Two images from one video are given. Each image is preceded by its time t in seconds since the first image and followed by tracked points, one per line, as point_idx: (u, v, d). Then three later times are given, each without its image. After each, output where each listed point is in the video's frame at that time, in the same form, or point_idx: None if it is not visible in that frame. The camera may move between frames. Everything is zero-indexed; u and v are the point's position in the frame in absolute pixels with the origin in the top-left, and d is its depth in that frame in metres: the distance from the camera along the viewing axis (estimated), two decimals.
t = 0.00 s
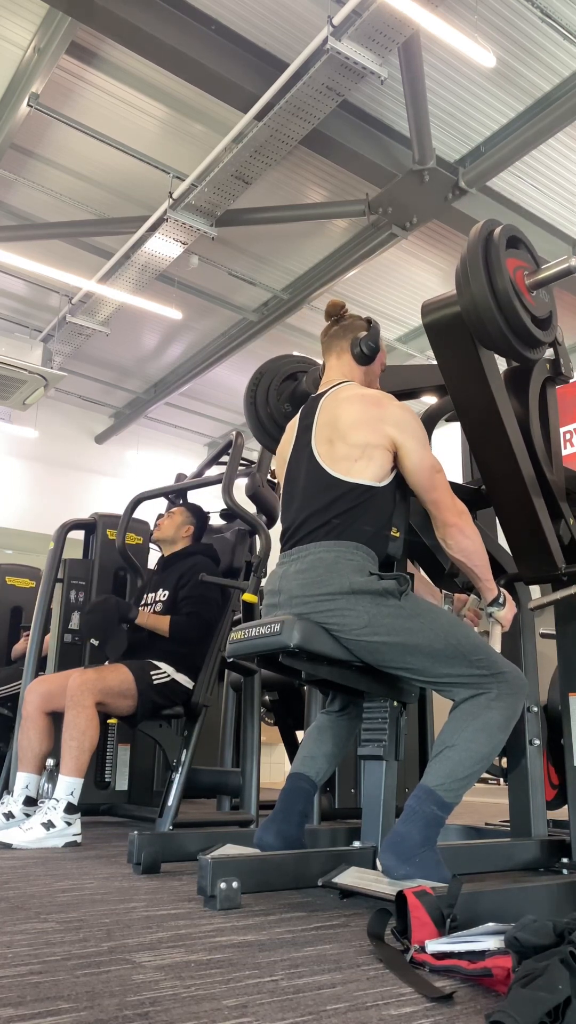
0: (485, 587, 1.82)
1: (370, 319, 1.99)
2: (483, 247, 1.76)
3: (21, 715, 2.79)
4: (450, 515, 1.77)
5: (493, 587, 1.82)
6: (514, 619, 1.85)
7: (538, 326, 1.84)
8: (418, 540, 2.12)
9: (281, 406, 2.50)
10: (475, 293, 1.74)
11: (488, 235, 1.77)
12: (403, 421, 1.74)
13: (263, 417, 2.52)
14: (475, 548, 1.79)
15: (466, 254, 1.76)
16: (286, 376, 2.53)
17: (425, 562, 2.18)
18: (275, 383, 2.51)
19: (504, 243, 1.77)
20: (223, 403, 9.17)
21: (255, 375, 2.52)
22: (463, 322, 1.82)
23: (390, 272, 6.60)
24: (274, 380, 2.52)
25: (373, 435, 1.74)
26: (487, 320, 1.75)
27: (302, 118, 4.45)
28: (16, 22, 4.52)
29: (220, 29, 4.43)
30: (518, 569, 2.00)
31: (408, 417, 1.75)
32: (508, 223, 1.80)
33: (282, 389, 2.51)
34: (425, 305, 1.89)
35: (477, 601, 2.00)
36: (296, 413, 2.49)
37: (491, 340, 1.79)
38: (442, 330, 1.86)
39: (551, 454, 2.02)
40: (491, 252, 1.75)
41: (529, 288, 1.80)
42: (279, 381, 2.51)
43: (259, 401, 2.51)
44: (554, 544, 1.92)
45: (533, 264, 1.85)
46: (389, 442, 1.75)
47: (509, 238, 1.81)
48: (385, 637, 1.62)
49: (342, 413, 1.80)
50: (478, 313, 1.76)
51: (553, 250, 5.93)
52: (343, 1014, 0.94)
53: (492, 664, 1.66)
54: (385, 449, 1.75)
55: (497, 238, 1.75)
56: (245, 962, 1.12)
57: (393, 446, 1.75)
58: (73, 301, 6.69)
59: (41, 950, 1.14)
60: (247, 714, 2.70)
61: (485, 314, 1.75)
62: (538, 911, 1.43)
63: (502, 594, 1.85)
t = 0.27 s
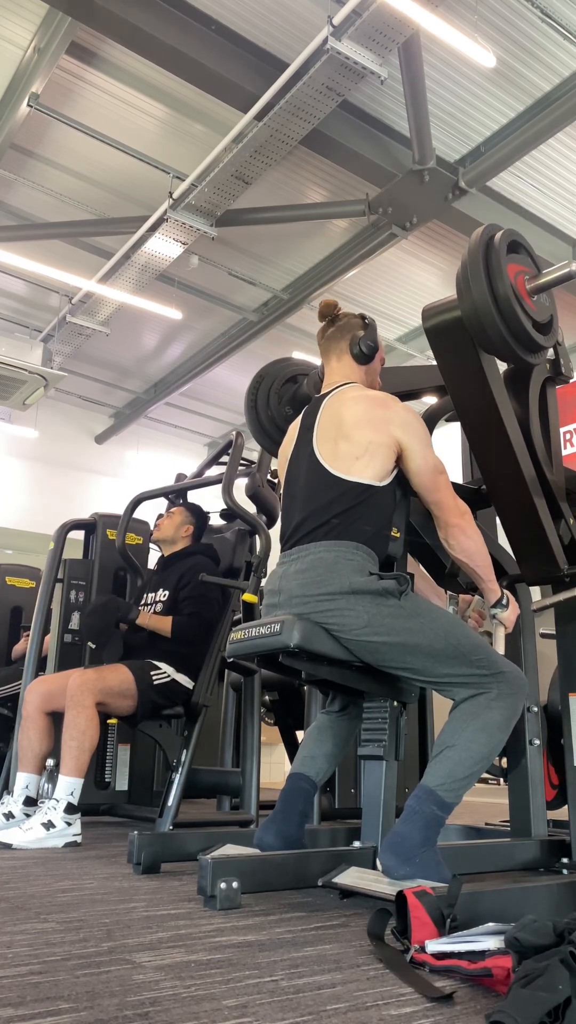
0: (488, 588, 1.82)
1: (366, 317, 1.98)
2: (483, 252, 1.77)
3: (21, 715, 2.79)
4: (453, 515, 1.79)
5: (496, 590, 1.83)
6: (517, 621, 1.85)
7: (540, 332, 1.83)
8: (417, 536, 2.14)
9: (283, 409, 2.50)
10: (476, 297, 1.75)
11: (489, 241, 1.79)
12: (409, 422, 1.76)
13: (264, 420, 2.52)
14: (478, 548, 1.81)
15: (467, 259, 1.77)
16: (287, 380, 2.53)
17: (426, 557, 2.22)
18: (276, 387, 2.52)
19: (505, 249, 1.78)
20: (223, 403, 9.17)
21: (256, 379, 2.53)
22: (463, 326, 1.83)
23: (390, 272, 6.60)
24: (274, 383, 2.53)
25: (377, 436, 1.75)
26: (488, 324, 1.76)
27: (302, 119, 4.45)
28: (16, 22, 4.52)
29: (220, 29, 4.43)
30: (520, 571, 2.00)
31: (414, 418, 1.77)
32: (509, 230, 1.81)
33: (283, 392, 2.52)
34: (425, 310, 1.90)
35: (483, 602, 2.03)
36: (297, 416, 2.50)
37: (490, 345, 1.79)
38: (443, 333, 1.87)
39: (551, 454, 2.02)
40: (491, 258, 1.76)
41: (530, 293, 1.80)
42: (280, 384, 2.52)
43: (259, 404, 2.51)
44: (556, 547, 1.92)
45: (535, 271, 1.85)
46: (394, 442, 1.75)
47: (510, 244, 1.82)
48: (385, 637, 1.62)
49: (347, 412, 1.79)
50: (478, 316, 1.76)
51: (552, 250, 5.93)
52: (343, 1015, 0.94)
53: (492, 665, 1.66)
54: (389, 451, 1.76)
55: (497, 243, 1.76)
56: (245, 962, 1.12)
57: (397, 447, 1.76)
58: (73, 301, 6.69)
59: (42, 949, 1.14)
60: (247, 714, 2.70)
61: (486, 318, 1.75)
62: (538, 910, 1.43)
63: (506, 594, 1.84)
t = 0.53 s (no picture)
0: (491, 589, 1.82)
1: (365, 316, 1.98)
2: (484, 254, 1.77)
3: (20, 715, 2.79)
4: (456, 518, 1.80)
5: (499, 593, 1.83)
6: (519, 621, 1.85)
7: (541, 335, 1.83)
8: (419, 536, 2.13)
9: (283, 411, 2.50)
10: (477, 301, 1.75)
11: (490, 244, 1.79)
12: (412, 424, 1.76)
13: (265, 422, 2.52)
14: (481, 550, 1.81)
15: (468, 262, 1.77)
16: (287, 382, 2.53)
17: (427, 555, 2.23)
18: (276, 389, 2.52)
19: (506, 251, 1.78)
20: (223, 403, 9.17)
21: (256, 383, 2.54)
22: (463, 329, 1.82)
23: (390, 272, 6.60)
24: (274, 385, 2.53)
25: (380, 437, 1.75)
26: (488, 329, 1.76)
27: (302, 119, 4.45)
28: (16, 22, 4.52)
29: (220, 29, 4.43)
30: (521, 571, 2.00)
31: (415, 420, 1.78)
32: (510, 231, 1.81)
33: (283, 394, 2.52)
34: (426, 311, 1.90)
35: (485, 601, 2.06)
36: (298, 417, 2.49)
37: (491, 347, 1.79)
38: (442, 336, 1.86)
39: (551, 454, 2.02)
40: (491, 260, 1.76)
41: (530, 296, 1.80)
42: (280, 386, 2.52)
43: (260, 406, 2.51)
44: (559, 547, 1.92)
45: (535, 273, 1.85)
46: (395, 442, 1.76)
47: (511, 246, 1.82)
48: (385, 637, 1.62)
49: (350, 412, 1.80)
50: (478, 321, 1.77)
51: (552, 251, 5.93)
52: (343, 1015, 0.94)
53: (492, 665, 1.66)
54: (390, 451, 1.76)
55: (498, 246, 1.76)
56: (245, 961, 1.12)
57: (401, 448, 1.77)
58: (73, 301, 6.69)
59: (42, 950, 1.14)
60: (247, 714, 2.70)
61: (486, 321, 1.75)
62: (538, 910, 1.43)
63: (508, 595, 1.85)
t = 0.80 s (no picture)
0: (482, 584, 1.80)
1: (363, 316, 1.98)
2: (482, 239, 1.77)
3: (20, 715, 2.79)
4: (451, 517, 1.76)
5: (488, 586, 1.81)
6: (509, 617, 1.83)
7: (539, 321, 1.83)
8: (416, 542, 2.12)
9: (280, 398, 2.51)
10: (475, 287, 1.75)
11: (488, 229, 1.78)
12: (402, 418, 1.76)
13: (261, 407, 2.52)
14: (473, 551, 1.78)
15: (466, 248, 1.77)
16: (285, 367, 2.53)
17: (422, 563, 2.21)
18: (274, 375, 2.51)
19: (504, 236, 1.78)
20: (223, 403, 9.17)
21: (255, 366, 2.53)
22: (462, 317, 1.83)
23: (390, 272, 6.60)
24: (273, 370, 2.52)
25: (371, 432, 1.75)
26: (486, 313, 1.75)
27: (302, 118, 4.45)
28: (15, 22, 4.52)
29: (220, 29, 4.43)
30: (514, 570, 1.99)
31: (409, 414, 1.77)
32: (507, 216, 1.81)
33: (281, 380, 2.52)
34: (424, 299, 1.90)
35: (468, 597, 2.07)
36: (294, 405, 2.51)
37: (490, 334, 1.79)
38: (440, 324, 1.86)
39: (551, 454, 2.02)
40: (489, 245, 1.76)
41: (528, 281, 1.80)
42: (278, 372, 2.52)
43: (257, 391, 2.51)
44: (552, 546, 1.91)
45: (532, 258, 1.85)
46: (387, 438, 1.76)
47: (509, 231, 1.82)
48: (385, 637, 1.62)
49: (342, 409, 1.80)
50: (477, 306, 1.76)
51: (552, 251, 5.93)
52: (343, 1014, 0.94)
53: (492, 665, 1.66)
54: (384, 450, 1.77)
55: (496, 230, 1.76)
56: (245, 961, 1.12)
57: (392, 442, 1.76)
58: (73, 301, 6.69)
59: (42, 950, 1.14)
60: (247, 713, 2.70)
61: (484, 307, 1.75)
62: (538, 911, 1.43)
63: (497, 591, 1.83)
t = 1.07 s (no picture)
0: (456, 565, 1.77)
1: (363, 317, 1.98)
2: (479, 205, 1.77)
3: (20, 715, 2.79)
4: (429, 505, 1.69)
5: (461, 569, 1.77)
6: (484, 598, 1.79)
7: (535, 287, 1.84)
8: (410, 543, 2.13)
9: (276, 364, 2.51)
10: (471, 254, 1.76)
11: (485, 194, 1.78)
12: (382, 405, 1.74)
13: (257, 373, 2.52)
14: (452, 538, 1.74)
15: (463, 214, 1.77)
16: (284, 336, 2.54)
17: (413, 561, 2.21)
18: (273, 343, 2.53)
19: (501, 202, 1.78)
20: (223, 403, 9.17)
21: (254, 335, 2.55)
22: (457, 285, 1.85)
23: (390, 272, 6.60)
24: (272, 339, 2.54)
25: (354, 421, 1.75)
26: (483, 278, 1.77)
27: (302, 118, 4.45)
28: (15, 22, 4.52)
29: (220, 29, 4.43)
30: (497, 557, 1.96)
31: (390, 401, 1.74)
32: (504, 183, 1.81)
33: (279, 349, 2.53)
34: (421, 269, 1.92)
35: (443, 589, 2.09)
36: (289, 371, 2.50)
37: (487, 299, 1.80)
38: (436, 294, 1.89)
39: (551, 454, 2.02)
40: (486, 211, 1.76)
41: (524, 248, 1.80)
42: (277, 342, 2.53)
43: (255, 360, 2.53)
44: (534, 532, 1.88)
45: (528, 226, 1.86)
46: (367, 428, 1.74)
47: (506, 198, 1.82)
48: (385, 638, 1.62)
49: (332, 405, 1.80)
50: (475, 273, 1.77)
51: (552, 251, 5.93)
52: (343, 1014, 0.94)
53: (491, 668, 1.66)
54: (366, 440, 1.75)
55: (493, 196, 1.75)
56: (245, 961, 1.12)
57: (372, 431, 1.74)
58: (73, 301, 6.69)
59: (42, 950, 1.14)
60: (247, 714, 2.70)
61: (481, 273, 1.76)
62: (538, 911, 1.43)
63: (472, 572, 1.79)
